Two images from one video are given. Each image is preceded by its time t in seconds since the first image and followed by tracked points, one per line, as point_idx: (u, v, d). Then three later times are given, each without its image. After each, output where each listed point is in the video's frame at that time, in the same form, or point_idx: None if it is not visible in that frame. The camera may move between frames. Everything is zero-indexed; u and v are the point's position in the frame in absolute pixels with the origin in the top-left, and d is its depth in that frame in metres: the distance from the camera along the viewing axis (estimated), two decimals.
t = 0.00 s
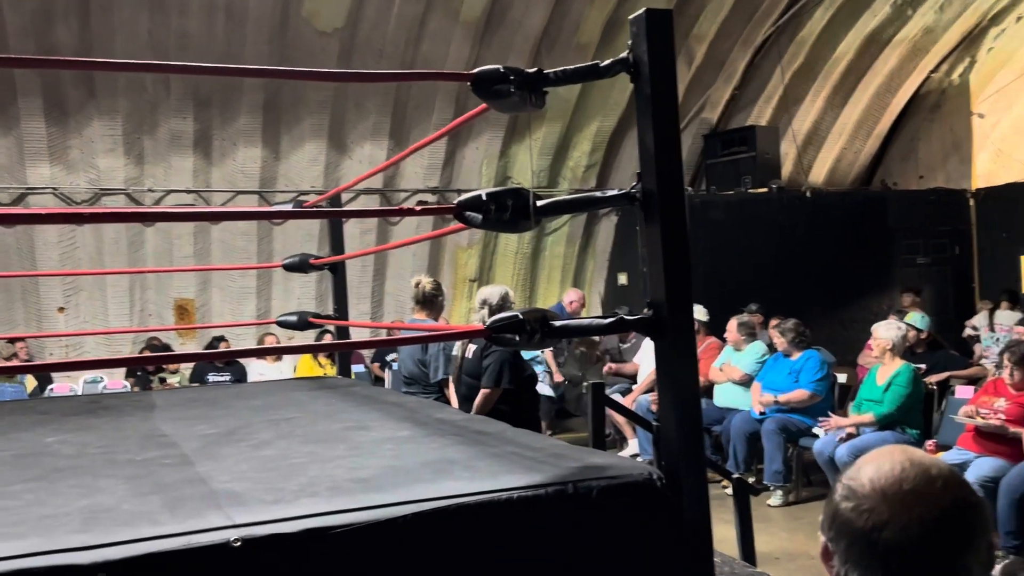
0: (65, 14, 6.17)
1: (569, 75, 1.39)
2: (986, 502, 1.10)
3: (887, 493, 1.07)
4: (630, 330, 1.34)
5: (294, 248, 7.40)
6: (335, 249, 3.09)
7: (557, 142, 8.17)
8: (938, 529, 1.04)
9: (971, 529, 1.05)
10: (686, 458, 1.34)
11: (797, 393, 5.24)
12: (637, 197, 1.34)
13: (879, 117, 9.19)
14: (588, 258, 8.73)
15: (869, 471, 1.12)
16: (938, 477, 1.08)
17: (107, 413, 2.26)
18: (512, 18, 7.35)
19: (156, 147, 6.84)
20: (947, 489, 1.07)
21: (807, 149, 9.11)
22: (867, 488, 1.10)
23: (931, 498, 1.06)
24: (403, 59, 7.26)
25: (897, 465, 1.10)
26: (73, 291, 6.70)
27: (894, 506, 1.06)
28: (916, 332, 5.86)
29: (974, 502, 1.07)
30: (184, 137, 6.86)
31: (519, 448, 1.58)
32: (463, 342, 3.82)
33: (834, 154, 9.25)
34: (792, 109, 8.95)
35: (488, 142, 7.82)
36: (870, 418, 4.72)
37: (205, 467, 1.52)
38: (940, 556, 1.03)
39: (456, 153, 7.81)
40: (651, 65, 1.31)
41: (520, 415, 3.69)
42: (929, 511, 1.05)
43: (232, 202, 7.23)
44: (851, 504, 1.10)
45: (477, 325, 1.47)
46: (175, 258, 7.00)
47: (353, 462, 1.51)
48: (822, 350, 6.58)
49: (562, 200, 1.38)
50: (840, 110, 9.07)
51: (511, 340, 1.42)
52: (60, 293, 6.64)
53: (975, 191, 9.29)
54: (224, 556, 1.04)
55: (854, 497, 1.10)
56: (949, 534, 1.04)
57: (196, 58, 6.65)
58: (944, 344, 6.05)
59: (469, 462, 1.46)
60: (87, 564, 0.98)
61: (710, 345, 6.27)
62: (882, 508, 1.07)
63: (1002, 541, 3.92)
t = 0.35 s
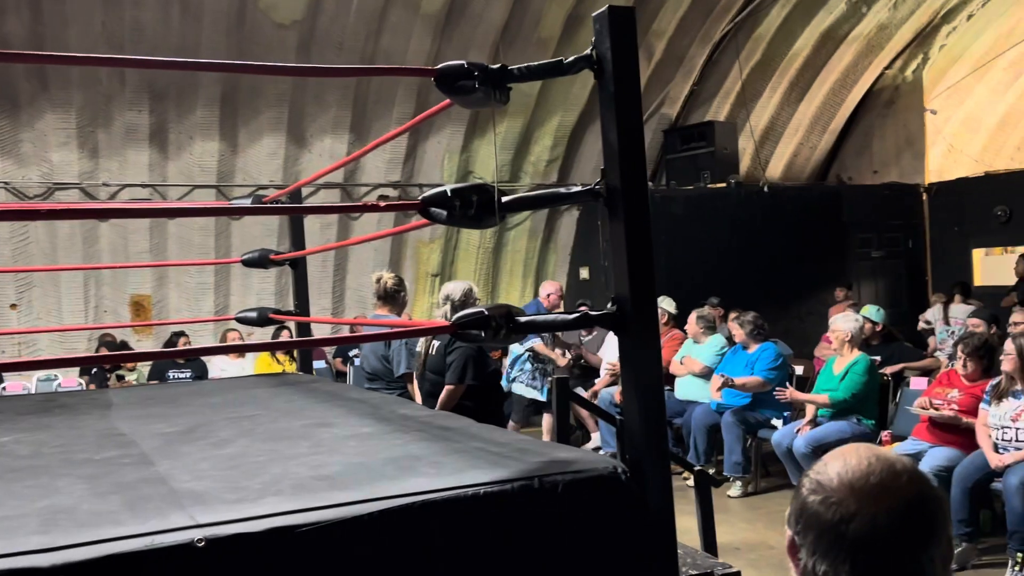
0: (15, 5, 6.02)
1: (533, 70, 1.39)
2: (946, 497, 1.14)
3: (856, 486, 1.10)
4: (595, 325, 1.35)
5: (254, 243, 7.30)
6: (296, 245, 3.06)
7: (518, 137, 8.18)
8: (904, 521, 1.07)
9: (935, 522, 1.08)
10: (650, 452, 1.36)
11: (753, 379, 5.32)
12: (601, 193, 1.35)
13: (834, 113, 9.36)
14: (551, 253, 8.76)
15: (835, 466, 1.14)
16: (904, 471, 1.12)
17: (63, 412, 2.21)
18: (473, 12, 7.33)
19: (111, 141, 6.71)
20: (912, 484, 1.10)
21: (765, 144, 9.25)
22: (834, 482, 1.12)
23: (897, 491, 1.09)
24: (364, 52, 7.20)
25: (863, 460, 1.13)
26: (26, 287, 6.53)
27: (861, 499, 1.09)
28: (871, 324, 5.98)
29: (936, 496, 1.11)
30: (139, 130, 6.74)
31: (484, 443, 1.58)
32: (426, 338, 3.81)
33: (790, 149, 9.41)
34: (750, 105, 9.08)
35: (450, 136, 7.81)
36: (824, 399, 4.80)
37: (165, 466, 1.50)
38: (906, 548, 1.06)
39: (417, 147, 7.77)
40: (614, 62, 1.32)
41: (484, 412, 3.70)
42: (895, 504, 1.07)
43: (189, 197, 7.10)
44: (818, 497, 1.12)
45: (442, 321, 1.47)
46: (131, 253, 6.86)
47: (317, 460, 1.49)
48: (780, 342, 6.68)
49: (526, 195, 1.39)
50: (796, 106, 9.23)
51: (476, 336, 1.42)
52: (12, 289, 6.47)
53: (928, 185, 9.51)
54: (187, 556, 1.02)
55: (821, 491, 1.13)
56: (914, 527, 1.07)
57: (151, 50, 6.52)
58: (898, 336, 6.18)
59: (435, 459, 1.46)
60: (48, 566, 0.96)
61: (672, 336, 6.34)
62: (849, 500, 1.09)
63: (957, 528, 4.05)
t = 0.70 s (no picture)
0: None
1: (512, 66, 1.39)
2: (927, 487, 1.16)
3: (838, 475, 1.12)
4: (576, 320, 1.36)
5: (229, 240, 7.24)
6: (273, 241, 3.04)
7: (496, 133, 8.18)
8: (886, 510, 1.09)
9: (917, 511, 1.10)
10: (631, 445, 1.37)
11: (729, 372, 5.37)
12: (582, 188, 1.36)
13: (808, 110, 9.45)
14: (528, 248, 8.78)
15: (818, 456, 1.16)
16: (885, 462, 1.13)
17: (36, 411, 2.18)
18: (449, 7, 7.31)
19: (83, 136, 6.62)
20: (894, 474, 1.12)
21: (740, 140, 9.32)
22: (818, 471, 1.14)
23: (880, 481, 1.10)
24: (339, 47, 7.16)
25: (846, 450, 1.15)
26: None
27: (844, 489, 1.10)
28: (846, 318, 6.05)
29: (917, 485, 1.13)
30: (113, 126, 6.65)
31: (465, 439, 1.59)
32: (406, 334, 3.80)
33: (765, 145, 9.48)
34: (725, 101, 9.14)
35: (427, 132, 7.79)
36: (801, 389, 4.86)
37: (143, 465, 1.49)
38: (888, 537, 1.08)
39: (394, 143, 7.74)
40: (593, 58, 1.33)
41: (464, 407, 3.70)
42: (877, 493, 1.09)
43: (163, 193, 7.02)
44: (802, 486, 1.14)
45: (422, 316, 1.47)
46: (104, 250, 6.78)
47: (298, 457, 1.49)
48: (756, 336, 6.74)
49: (506, 190, 1.39)
50: (771, 102, 9.31)
51: (457, 332, 1.42)
52: None
53: (901, 180, 9.65)
54: (167, 554, 1.01)
55: (805, 481, 1.14)
56: (896, 515, 1.09)
57: (125, 45, 6.44)
58: (872, 329, 6.26)
59: (416, 454, 1.45)
60: (27, 565, 0.94)
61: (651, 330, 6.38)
62: (833, 490, 1.11)
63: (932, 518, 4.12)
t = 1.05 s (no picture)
0: None
1: (478, 62, 1.39)
2: (884, 481, 1.19)
3: (800, 470, 1.13)
4: (543, 316, 1.36)
5: (193, 236, 7.14)
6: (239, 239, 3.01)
7: (463, 129, 8.17)
8: (847, 505, 1.11)
9: (874, 505, 1.13)
10: (598, 441, 1.37)
11: (697, 367, 5.44)
12: (549, 184, 1.36)
13: (772, 107, 9.56)
14: (496, 245, 8.78)
15: (780, 451, 1.18)
16: (845, 456, 1.16)
17: None
18: (416, 1, 7.27)
19: (43, 132, 6.49)
20: (853, 468, 1.14)
21: (706, 136, 9.40)
22: (780, 466, 1.15)
23: (841, 476, 1.13)
24: (305, 42, 7.09)
25: (807, 444, 1.17)
26: None
27: (806, 483, 1.12)
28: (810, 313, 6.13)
29: (874, 479, 1.15)
30: (73, 122, 6.54)
31: (434, 435, 1.58)
32: (373, 330, 3.78)
33: (730, 142, 9.57)
34: (691, 97, 9.21)
35: (393, 128, 7.75)
36: (766, 383, 4.92)
37: (106, 465, 1.46)
38: (848, 532, 1.10)
39: (361, 139, 7.69)
40: (559, 55, 1.33)
41: (432, 404, 3.68)
42: (838, 487, 1.12)
43: (125, 190, 6.90)
44: (765, 480, 1.15)
45: (390, 313, 1.46)
46: (65, 248, 6.65)
47: (264, 456, 1.47)
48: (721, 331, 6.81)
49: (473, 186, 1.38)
50: (737, 98, 9.40)
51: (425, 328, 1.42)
52: None
53: (864, 176, 9.81)
54: (131, 555, 1.00)
55: (767, 475, 1.16)
56: (856, 509, 1.11)
57: (85, 39, 6.33)
58: (835, 324, 6.36)
59: (384, 452, 1.45)
60: None
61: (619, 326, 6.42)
62: (795, 485, 1.13)
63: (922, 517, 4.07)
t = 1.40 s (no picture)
0: None
1: (449, 60, 1.39)
2: (857, 475, 1.20)
3: (773, 464, 1.15)
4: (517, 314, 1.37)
5: (162, 235, 7.06)
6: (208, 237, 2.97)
7: (436, 127, 8.15)
8: (820, 498, 1.12)
9: (847, 498, 1.14)
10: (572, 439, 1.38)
11: (671, 364, 5.47)
12: (521, 182, 1.36)
13: (743, 105, 9.64)
14: (470, 242, 8.78)
15: (754, 444, 1.19)
16: (819, 450, 1.17)
17: None
18: None
19: (8, 129, 6.39)
20: (827, 462, 1.16)
21: (678, 135, 9.46)
22: (754, 459, 1.17)
23: (814, 470, 1.14)
24: (276, 39, 7.03)
25: (781, 439, 1.19)
26: None
27: (778, 477, 1.14)
28: (781, 310, 6.19)
29: (847, 472, 1.17)
30: (40, 119, 6.45)
31: (406, 434, 1.58)
32: (346, 330, 3.76)
33: (702, 141, 9.64)
34: (663, 96, 9.26)
35: (366, 126, 7.71)
36: (738, 380, 4.99)
37: (74, 467, 1.44)
38: (819, 524, 1.11)
39: (333, 137, 7.64)
40: (531, 53, 1.33)
41: (405, 403, 3.67)
42: (810, 481, 1.13)
43: (93, 188, 6.81)
44: (738, 474, 1.17)
45: (362, 312, 1.45)
46: (32, 247, 6.54)
47: (235, 456, 1.46)
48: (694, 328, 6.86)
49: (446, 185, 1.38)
50: (708, 98, 9.48)
51: (397, 326, 1.41)
52: None
53: (833, 175, 9.96)
54: (99, 558, 0.99)
55: (742, 469, 1.17)
56: (828, 502, 1.12)
57: (52, 36, 6.24)
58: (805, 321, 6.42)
59: (357, 451, 1.44)
60: None
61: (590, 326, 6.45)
62: (768, 478, 1.14)
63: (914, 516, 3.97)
